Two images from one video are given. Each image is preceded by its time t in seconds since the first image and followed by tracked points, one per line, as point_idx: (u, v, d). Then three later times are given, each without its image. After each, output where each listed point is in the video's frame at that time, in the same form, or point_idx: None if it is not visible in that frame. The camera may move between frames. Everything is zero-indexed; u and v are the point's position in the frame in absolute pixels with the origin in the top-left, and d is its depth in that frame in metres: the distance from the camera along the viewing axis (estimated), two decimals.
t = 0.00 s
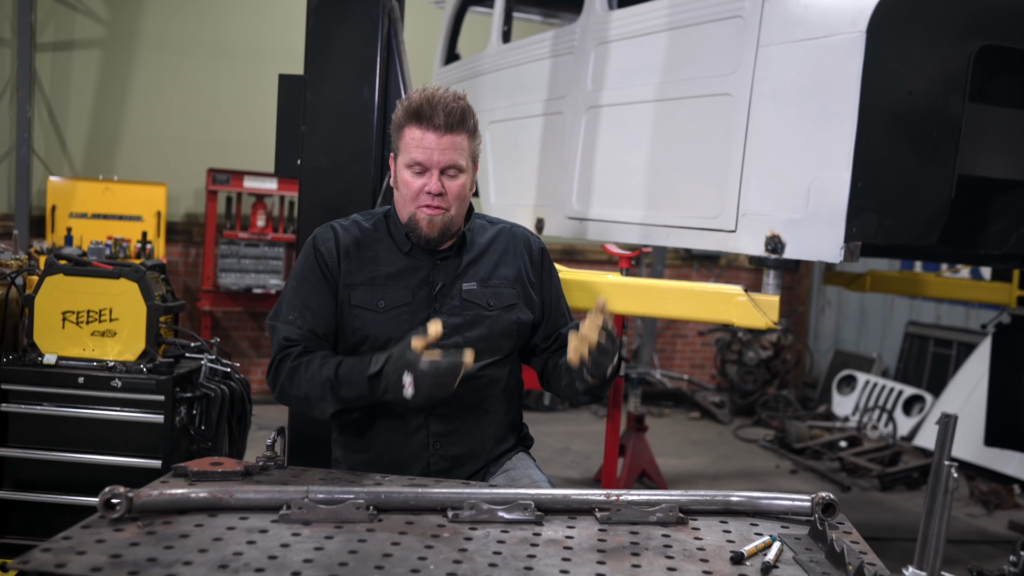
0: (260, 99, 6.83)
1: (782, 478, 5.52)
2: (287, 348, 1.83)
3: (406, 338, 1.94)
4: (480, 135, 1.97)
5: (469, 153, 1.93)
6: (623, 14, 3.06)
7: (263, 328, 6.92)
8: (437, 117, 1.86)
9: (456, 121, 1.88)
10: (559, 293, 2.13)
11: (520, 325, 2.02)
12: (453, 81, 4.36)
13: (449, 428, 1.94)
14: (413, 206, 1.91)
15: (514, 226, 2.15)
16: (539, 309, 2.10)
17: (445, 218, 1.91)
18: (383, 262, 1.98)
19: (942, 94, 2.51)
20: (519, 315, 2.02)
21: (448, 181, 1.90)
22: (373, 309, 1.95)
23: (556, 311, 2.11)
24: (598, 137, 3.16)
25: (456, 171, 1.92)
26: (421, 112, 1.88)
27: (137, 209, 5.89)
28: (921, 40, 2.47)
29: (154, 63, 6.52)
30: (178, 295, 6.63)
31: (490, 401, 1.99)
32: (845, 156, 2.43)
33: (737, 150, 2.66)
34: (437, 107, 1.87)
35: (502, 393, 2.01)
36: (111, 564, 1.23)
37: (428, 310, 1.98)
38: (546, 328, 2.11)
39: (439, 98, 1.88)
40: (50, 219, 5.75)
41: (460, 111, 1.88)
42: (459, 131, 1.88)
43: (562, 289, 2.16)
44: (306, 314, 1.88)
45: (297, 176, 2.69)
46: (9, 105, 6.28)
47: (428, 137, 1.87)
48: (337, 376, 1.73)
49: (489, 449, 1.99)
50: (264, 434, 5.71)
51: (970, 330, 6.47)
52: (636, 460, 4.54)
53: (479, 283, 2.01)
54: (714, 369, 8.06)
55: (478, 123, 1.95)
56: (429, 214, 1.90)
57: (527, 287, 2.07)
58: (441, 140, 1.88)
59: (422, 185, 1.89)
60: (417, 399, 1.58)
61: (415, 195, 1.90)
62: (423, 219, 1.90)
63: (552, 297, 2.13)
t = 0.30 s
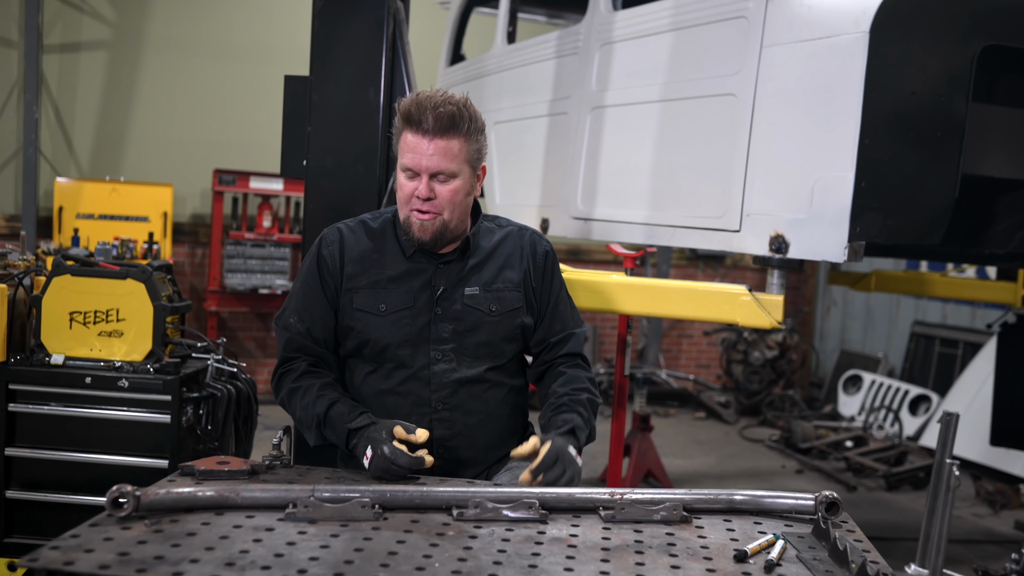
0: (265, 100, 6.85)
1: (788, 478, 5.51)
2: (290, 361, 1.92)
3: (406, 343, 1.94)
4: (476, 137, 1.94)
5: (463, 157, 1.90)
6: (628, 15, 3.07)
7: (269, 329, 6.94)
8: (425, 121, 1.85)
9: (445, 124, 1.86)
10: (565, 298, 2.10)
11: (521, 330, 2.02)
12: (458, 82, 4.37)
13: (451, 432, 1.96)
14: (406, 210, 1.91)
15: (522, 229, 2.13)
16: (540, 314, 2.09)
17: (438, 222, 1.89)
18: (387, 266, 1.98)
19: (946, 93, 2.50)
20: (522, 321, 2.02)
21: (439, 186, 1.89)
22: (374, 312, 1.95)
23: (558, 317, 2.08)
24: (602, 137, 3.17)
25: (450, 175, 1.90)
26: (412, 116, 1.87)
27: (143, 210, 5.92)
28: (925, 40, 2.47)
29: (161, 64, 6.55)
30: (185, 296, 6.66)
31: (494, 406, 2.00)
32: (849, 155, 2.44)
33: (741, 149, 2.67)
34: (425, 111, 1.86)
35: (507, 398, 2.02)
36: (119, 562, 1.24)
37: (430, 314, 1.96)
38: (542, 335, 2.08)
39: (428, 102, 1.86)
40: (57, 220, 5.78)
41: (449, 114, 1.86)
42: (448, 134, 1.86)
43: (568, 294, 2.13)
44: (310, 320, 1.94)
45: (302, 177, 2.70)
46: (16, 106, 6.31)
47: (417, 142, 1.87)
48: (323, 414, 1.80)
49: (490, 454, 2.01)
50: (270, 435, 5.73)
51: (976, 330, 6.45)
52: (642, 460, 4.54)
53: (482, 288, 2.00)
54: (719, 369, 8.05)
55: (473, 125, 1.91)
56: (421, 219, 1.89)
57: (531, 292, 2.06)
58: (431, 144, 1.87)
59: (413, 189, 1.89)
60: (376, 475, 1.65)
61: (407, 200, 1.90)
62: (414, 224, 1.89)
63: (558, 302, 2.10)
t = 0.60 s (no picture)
0: (268, 101, 6.87)
1: (790, 478, 5.51)
2: (292, 365, 1.94)
3: (406, 344, 1.95)
4: (467, 135, 1.93)
5: (453, 156, 1.90)
6: (629, 15, 3.08)
7: (271, 329, 6.96)
8: (411, 121, 1.86)
9: (432, 123, 1.87)
10: (567, 296, 2.10)
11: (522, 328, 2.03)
12: (459, 83, 4.38)
13: (449, 434, 1.97)
14: (399, 211, 1.92)
15: (524, 226, 2.14)
16: (542, 312, 2.10)
17: (429, 223, 1.89)
18: (386, 268, 1.99)
19: (946, 94, 2.51)
20: (523, 320, 2.03)
21: (429, 186, 1.89)
22: (374, 315, 1.96)
23: (560, 314, 2.08)
24: (603, 137, 3.17)
25: (440, 174, 1.90)
26: (400, 117, 1.88)
27: (146, 211, 5.94)
28: (925, 40, 2.47)
29: (163, 65, 6.56)
30: (188, 296, 6.68)
31: (493, 408, 2.00)
32: (849, 154, 2.44)
33: (741, 150, 2.67)
34: (412, 111, 1.86)
35: (507, 399, 2.03)
36: (121, 559, 1.25)
37: (430, 316, 1.97)
38: (547, 331, 2.09)
39: (415, 102, 1.87)
40: (60, 220, 5.80)
41: (435, 113, 1.86)
42: (434, 134, 1.87)
43: (571, 291, 2.12)
44: (311, 323, 1.95)
45: (304, 177, 2.71)
46: (19, 106, 6.33)
47: (405, 143, 1.88)
48: (323, 416, 1.82)
49: (491, 455, 2.01)
50: (272, 434, 5.74)
51: (978, 330, 6.45)
52: (644, 460, 4.54)
53: (482, 288, 2.01)
54: (721, 369, 8.05)
55: (461, 123, 1.91)
56: (413, 220, 1.90)
57: (531, 290, 2.06)
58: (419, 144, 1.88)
59: (404, 190, 1.90)
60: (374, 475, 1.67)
61: (399, 202, 1.91)
62: (407, 225, 1.91)
63: (559, 299, 2.10)
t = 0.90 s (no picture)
0: (267, 101, 6.88)
1: (789, 477, 5.52)
2: (289, 361, 1.95)
3: (404, 340, 1.96)
4: (461, 133, 1.94)
5: (448, 153, 1.90)
6: (626, 15, 3.08)
7: (271, 329, 6.97)
8: (405, 119, 1.86)
9: (426, 121, 1.87)
10: (565, 292, 2.11)
11: (519, 324, 2.03)
12: (458, 83, 4.38)
13: (446, 430, 1.97)
14: (396, 210, 1.93)
15: (522, 223, 2.14)
16: (540, 308, 2.10)
17: (425, 220, 1.90)
18: (384, 264, 2.00)
19: (942, 92, 2.51)
20: (521, 315, 2.04)
21: (425, 184, 1.90)
22: (372, 311, 1.97)
23: (557, 310, 2.09)
24: (601, 137, 3.18)
25: (435, 172, 1.91)
26: (394, 116, 1.89)
27: (146, 211, 5.95)
28: (920, 41, 2.48)
29: (163, 66, 6.57)
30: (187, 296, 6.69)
31: (490, 405, 2.01)
32: (845, 153, 2.45)
33: (738, 149, 2.68)
34: (406, 109, 1.87)
35: (504, 395, 2.03)
36: (120, 556, 1.26)
37: (427, 311, 1.98)
38: (546, 328, 2.09)
39: (409, 100, 1.88)
40: (60, 221, 5.82)
41: (429, 111, 1.87)
42: (429, 131, 1.88)
43: (568, 287, 2.13)
44: (309, 319, 1.96)
45: (303, 177, 2.72)
46: (19, 107, 6.34)
47: (400, 141, 1.89)
48: (320, 414, 1.83)
49: (487, 451, 2.02)
50: (272, 434, 5.75)
51: (977, 329, 6.46)
52: (643, 460, 4.54)
53: (479, 284, 2.01)
54: (721, 369, 8.06)
55: (455, 121, 1.92)
56: (410, 218, 1.91)
57: (529, 286, 2.07)
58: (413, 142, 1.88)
59: (400, 188, 1.91)
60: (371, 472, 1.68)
61: (396, 199, 1.92)
62: (404, 223, 1.92)
63: (556, 295, 2.11)
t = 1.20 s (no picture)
0: (268, 102, 6.89)
1: (790, 477, 5.52)
2: (296, 346, 1.90)
3: (403, 338, 1.97)
4: (456, 132, 1.95)
5: (442, 151, 1.91)
6: (626, 16, 3.09)
7: (273, 329, 6.98)
8: (399, 118, 1.88)
9: (420, 120, 1.89)
10: (563, 291, 2.12)
11: (518, 322, 2.04)
12: (459, 84, 4.39)
13: (445, 429, 1.98)
14: (393, 209, 1.94)
15: (520, 222, 2.15)
16: (539, 307, 2.11)
17: (422, 219, 1.91)
18: (383, 263, 2.01)
19: (940, 93, 2.52)
20: (519, 314, 2.05)
21: (421, 182, 1.90)
22: (371, 309, 1.98)
23: (556, 309, 2.10)
24: (601, 137, 3.19)
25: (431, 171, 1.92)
26: (389, 116, 1.91)
27: (148, 212, 5.96)
28: (919, 43, 2.49)
29: (165, 67, 6.59)
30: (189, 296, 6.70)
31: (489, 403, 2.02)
32: (844, 152, 2.46)
33: (737, 150, 2.69)
34: (400, 109, 1.88)
35: (504, 394, 2.04)
36: (121, 554, 1.27)
37: (425, 311, 1.99)
38: (545, 326, 2.10)
39: (403, 100, 1.89)
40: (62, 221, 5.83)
41: (423, 110, 1.88)
42: (423, 130, 1.89)
43: (567, 286, 2.14)
44: (314, 311, 1.94)
45: (303, 177, 2.73)
46: (22, 108, 6.36)
47: (395, 141, 1.90)
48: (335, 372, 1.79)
49: (487, 449, 2.02)
50: (273, 434, 5.77)
51: (978, 329, 6.46)
52: (644, 460, 4.54)
53: (477, 283, 2.02)
54: (722, 369, 8.07)
55: (450, 120, 1.93)
56: (406, 217, 1.91)
57: (527, 285, 2.08)
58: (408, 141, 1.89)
59: (396, 188, 1.92)
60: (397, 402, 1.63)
61: (392, 199, 1.93)
62: (401, 222, 1.92)
63: (554, 294, 2.11)
